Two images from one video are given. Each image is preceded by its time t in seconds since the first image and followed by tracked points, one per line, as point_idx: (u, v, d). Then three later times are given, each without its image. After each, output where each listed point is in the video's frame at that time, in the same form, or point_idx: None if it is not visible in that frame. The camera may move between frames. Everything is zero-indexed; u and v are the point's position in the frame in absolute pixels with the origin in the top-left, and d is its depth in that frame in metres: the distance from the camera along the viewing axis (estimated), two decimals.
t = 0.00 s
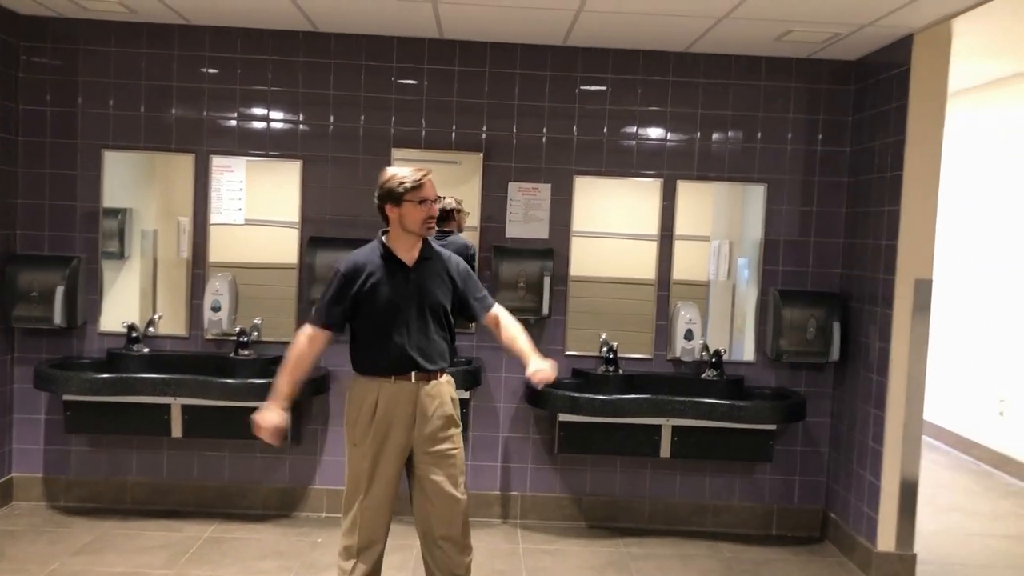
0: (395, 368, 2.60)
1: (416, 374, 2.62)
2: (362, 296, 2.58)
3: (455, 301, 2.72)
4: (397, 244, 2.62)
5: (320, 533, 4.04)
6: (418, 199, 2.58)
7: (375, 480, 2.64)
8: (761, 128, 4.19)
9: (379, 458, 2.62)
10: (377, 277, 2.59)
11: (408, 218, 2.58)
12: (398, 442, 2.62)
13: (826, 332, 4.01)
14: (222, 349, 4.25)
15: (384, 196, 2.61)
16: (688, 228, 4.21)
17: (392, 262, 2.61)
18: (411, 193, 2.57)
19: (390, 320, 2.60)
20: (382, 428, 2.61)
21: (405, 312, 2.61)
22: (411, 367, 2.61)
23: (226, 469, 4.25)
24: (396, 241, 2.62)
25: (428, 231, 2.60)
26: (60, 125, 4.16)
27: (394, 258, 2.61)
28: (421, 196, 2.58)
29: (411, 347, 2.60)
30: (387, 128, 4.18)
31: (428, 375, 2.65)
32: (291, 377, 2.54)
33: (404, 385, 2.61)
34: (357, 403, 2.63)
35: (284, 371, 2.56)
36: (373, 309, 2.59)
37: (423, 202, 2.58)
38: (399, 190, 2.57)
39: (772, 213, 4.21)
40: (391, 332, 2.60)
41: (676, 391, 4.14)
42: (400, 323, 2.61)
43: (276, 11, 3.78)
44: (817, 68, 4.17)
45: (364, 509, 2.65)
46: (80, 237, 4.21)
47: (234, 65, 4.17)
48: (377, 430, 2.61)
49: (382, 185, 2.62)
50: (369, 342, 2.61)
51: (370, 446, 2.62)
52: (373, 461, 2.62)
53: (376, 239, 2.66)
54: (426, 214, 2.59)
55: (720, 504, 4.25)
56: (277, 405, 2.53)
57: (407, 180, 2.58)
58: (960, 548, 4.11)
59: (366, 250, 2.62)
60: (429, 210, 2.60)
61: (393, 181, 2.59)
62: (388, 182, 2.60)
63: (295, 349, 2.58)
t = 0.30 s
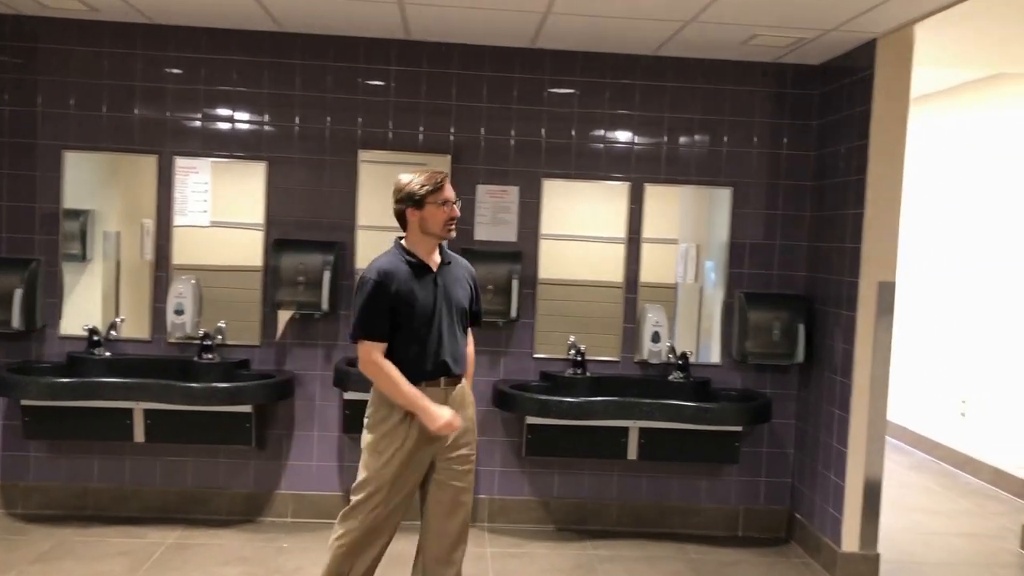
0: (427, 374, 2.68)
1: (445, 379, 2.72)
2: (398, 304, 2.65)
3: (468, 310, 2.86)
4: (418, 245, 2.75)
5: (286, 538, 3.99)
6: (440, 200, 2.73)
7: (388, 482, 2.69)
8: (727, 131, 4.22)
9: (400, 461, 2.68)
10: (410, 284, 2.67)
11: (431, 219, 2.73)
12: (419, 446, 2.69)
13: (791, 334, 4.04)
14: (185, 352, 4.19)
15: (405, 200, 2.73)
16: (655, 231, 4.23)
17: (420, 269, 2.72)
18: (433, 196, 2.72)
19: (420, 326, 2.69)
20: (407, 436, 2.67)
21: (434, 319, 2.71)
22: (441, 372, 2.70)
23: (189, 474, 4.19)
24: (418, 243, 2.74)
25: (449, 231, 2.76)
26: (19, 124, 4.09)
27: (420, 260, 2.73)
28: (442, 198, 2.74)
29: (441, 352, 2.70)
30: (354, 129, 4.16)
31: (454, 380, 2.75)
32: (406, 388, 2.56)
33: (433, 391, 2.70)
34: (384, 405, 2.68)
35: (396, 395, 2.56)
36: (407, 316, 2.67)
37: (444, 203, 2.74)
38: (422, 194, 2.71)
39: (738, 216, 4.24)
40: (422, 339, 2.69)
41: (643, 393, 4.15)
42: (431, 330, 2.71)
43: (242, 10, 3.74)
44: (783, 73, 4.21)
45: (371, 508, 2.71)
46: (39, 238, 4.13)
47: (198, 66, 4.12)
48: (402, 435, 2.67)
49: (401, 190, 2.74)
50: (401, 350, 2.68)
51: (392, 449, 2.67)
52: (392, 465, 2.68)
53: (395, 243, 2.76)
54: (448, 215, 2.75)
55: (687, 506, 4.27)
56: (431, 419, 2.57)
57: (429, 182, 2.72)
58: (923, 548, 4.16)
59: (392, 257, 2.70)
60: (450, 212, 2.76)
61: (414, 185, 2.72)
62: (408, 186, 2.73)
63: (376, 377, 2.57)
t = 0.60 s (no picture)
0: (458, 369, 2.70)
1: (468, 373, 2.76)
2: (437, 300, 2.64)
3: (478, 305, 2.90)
4: (442, 240, 2.72)
5: (255, 534, 3.96)
6: (470, 196, 2.70)
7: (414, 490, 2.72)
8: (696, 125, 4.24)
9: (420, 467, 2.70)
10: (445, 279, 2.66)
11: (459, 215, 2.70)
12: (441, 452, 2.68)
13: (758, 326, 4.07)
14: (152, 347, 4.14)
15: (435, 192, 2.68)
16: (625, 224, 4.24)
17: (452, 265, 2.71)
18: (464, 191, 2.69)
19: (454, 322, 2.69)
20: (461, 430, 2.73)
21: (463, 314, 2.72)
22: (468, 367, 2.74)
23: (157, 471, 4.14)
24: (442, 237, 2.72)
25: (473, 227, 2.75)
26: None
27: (448, 255, 2.71)
28: (471, 194, 2.70)
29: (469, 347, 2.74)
30: (322, 122, 4.13)
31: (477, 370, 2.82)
32: (428, 400, 2.55)
33: (459, 385, 2.73)
34: (400, 409, 2.70)
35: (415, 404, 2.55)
36: (444, 311, 2.66)
37: (473, 199, 2.71)
38: (454, 188, 2.67)
39: (706, 209, 4.26)
40: (455, 335, 2.69)
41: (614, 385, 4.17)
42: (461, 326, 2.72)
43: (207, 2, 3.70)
44: (751, 67, 4.24)
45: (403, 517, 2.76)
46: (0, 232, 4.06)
47: (163, 57, 4.06)
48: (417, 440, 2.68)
49: (428, 181, 2.68)
50: (435, 346, 2.66)
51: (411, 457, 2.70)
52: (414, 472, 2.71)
53: (420, 233, 2.71)
54: (476, 212, 2.72)
55: (656, 497, 4.29)
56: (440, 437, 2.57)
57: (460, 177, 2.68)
58: (888, 537, 4.21)
59: (425, 251, 2.66)
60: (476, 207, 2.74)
61: (446, 178, 2.67)
62: (438, 178, 2.67)
63: (403, 379, 2.54)
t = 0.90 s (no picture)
0: (493, 375, 2.64)
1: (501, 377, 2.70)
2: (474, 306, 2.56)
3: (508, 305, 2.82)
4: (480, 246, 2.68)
5: (234, 532, 3.95)
6: (513, 207, 2.67)
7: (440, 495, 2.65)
8: (674, 121, 4.26)
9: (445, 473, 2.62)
10: (482, 284, 2.58)
11: (500, 224, 2.67)
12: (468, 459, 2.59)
13: (735, 321, 4.09)
14: (128, 346, 4.11)
15: (480, 198, 2.63)
16: (603, 219, 4.25)
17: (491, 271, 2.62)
18: (508, 200, 2.66)
19: (488, 326, 2.62)
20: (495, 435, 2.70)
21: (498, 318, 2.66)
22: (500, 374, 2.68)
23: (134, 469, 4.12)
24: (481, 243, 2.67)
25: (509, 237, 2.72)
26: None
27: (489, 262, 2.64)
28: (515, 205, 2.69)
29: (502, 351, 2.68)
30: (299, 118, 4.11)
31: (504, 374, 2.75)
32: (445, 413, 2.48)
33: (493, 388, 2.67)
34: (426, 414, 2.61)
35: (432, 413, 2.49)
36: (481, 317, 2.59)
37: (515, 210, 2.68)
38: (500, 196, 2.63)
39: (684, 205, 4.28)
40: (489, 339, 2.63)
41: (593, 381, 4.18)
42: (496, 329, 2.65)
43: None
44: (728, 62, 4.26)
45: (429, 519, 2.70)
46: None
47: (138, 52, 4.02)
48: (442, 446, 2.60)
49: (473, 187, 2.63)
50: (470, 351, 2.59)
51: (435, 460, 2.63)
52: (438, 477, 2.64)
53: (459, 236, 2.63)
54: (516, 222, 2.70)
55: (635, 491, 4.31)
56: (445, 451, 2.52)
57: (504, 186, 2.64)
58: (864, 529, 4.26)
59: (463, 254, 2.58)
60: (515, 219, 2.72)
61: (492, 184, 2.63)
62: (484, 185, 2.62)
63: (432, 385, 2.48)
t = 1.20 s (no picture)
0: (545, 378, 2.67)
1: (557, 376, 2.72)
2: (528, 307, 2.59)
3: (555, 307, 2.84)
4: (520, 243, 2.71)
5: (213, 535, 3.93)
6: (552, 204, 2.70)
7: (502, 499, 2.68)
8: (653, 123, 4.28)
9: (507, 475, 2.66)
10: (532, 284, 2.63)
11: (539, 220, 2.69)
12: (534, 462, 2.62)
13: (714, 320, 4.12)
14: (106, 348, 4.08)
15: (519, 196, 2.67)
16: (583, 220, 4.26)
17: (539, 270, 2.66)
18: (548, 198, 2.69)
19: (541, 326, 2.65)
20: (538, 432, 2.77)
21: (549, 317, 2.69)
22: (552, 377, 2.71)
23: (112, 473, 4.08)
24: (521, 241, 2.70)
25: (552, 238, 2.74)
26: None
27: (533, 261, 2.66)
28: (555, 204, 2.71)
29: (555, 350, 2.71)
30: (278, 119, 4.09)
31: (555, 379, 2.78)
32: (514, 416, 2.51)
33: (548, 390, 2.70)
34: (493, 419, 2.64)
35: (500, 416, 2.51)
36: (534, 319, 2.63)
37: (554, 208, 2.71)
38: (537, 193, 2.67)
39: (663, 206, 4.30)
40: (541, 338, 2.66)
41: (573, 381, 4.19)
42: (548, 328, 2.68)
43: None
44: (706, 64, 4.28)
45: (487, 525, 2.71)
46: None
47: (115, 52, 4.00)
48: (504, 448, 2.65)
49: (515, 185, 2.67)
50: (525, 353, 2.62)
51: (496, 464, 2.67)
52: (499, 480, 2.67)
53: (498, 235, 2.68)
54: (557, 222, 2.72)
55: (616, 491, 4.32)
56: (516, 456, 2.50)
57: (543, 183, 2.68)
58: (842, 527, 4.29)
59: (509, 257, 2.62)
60: (557, 219, 2.73)
61: (531, 182, 2.67)
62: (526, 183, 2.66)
63: (504, 387, 2.50)
